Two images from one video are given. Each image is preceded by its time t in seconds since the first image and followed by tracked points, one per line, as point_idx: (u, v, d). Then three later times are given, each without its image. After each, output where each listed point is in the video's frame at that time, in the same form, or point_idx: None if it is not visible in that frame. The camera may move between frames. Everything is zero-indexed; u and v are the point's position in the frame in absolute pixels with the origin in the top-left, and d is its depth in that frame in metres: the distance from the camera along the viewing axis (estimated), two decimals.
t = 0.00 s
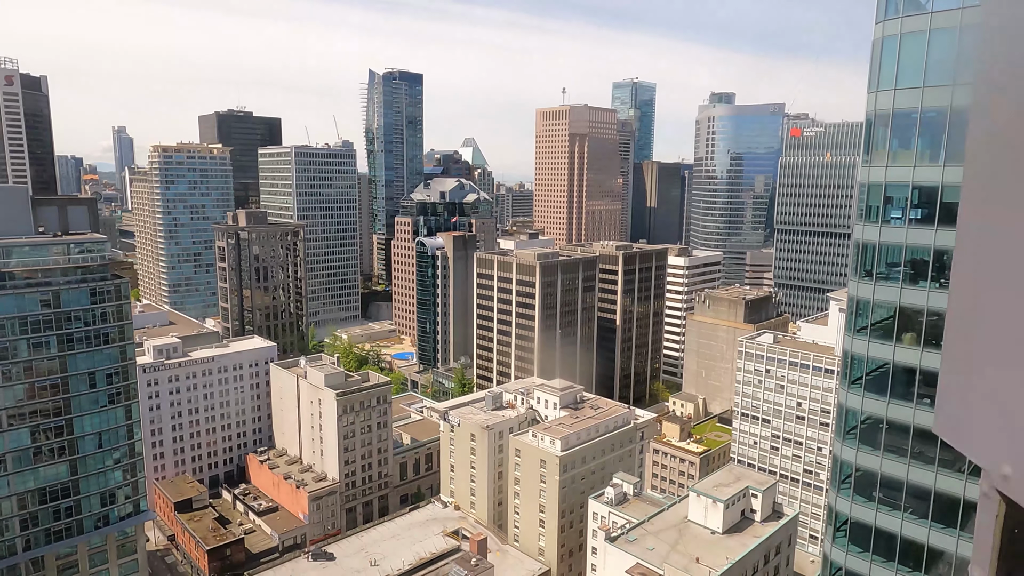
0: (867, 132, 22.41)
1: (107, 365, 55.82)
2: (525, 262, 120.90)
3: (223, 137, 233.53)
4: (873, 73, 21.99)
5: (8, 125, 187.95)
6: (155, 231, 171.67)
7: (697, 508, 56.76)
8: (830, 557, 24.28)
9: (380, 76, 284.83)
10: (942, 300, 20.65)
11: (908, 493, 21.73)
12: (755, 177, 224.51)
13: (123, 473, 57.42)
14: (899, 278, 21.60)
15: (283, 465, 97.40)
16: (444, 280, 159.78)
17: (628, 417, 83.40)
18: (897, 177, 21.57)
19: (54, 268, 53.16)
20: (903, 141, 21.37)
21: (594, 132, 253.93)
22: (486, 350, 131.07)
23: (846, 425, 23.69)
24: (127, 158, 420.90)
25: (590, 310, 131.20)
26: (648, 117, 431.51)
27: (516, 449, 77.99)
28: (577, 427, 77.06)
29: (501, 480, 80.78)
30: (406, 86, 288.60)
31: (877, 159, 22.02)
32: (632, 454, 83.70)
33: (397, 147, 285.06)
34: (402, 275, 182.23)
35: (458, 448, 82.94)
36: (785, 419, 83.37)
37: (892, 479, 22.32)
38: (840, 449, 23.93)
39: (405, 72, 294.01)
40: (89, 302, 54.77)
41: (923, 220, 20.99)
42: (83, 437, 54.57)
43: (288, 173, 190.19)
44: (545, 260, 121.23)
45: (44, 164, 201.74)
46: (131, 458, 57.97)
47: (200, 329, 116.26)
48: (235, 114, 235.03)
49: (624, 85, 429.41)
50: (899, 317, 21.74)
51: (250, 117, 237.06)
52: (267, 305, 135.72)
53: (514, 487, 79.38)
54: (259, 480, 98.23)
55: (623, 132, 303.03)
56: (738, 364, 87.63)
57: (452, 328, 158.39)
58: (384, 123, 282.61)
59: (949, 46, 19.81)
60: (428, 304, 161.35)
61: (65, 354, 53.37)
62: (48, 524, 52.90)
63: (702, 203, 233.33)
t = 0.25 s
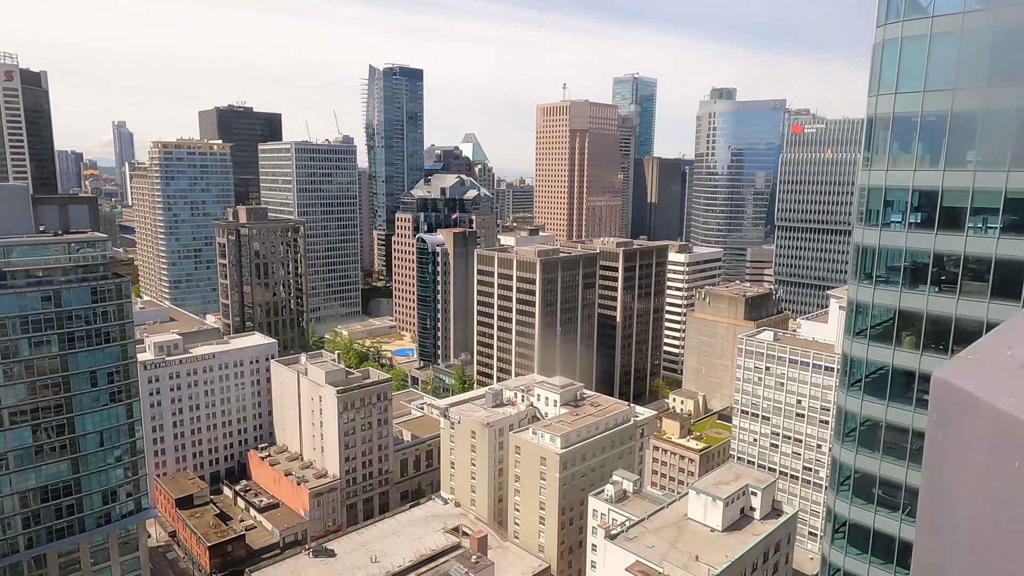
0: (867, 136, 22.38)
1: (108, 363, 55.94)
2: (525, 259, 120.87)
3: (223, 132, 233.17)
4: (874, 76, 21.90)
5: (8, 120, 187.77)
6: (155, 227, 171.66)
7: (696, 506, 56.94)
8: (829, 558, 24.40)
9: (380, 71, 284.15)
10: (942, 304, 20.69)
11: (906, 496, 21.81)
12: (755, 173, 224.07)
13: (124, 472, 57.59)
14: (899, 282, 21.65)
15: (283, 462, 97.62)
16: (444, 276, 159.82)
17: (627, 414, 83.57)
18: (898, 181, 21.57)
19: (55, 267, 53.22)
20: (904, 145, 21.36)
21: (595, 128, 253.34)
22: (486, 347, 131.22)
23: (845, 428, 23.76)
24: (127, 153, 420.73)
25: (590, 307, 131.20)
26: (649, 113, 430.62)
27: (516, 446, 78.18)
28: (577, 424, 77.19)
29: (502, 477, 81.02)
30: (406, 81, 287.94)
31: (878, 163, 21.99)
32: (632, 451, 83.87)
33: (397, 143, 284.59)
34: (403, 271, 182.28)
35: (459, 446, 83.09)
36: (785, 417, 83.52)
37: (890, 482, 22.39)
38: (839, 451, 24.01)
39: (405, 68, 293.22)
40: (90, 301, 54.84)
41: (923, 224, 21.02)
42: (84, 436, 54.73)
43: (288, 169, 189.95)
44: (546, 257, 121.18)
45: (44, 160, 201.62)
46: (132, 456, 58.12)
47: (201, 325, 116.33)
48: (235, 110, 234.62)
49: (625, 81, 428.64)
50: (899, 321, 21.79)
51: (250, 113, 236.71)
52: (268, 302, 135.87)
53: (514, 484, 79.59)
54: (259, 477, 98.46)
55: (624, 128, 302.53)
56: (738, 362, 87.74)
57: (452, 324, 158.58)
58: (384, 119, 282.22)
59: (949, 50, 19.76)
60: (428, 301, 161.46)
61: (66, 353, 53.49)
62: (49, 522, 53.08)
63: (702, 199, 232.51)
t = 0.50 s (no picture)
0: (867, 140, 22.41)
1: (109, 362, 56.07)
2: (526, 256, 120.78)
3: (224, 128, 232.85)
4: (874, 80, 21.92)
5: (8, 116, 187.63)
6: (156, 223, 171.61)
7: (696, 504, 57.12)
8: (828, 561, 24.50)
9: (381, 67, 283.45)
10: (941, 308, 20.77)
11: (905, 499, 21.91)
12: (757, 169, 223.76)
13: (126, 470, 57.78)
14: (899, 286, 21.70)
15: (284, 458, 97.82)
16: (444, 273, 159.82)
17: (628, 412, 83.69)
18: (898, 185, 21.61)
19: (56, 266, 53.26)
20: (904, 150, 21.41)
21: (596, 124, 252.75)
22: (487, 343, 131.32)
23: (845, 431, 23.85)
24: (127, 148, 420.20)
25: (591, 304, 131.18)
26: (650, 108, 429.49)
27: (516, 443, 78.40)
28: (577, 422, 77.33)
29: (502, 474, 81.24)
30: (407, 77, 287.15)
31: (878, 167, 22.01)
32: (632, 449, 84.05)
33: (397, 139, 284.09)
34: (403, 268, 182.31)
35: (459, 443, 83.20)
36: (785, 414, 83.64)
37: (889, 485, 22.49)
38: (838, 454, 24.10)
39: (405, 64, 292.47)
40: (92, 300, 54.93)
41: (923, 229, 21.09)
42: (86, 434, 54.90)
43: (288, 165, 189.69)
44: (547, 254, 121.04)
45: (45, 156, 201.51)
46: (133, 454, 58.32)
47: (202, 322, 116.37)
48: (235, 105, 234.23)
49: (626, 76, 427.89)
50: (898, 324, 21.88)
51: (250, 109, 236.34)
52: (269, 298, 135.97)
53: (514, 481, 79.78)
54: (260, 474, 98.70)
55: (624, 124, 301.90)
56: (738, 359, 87.83)
57: (452, 321, 158.67)
58: (384, 114, 281.65)
59: (950, 56, 19.88)
60: (428, 298, 161.54)
61: (67, 352, 53.62)
62: (52, 520, 53.31)
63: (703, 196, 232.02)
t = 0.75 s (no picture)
0: (867, 144, 22.42)
1: (110, 361, 56.18)
2: (526, 253, 120.72)
3: (224, 125, 232.58)
4: (875, 84, 21.91)
5: (8, 112, 187.48)
6: (156, 219, 171.66)
7: (695, 502, 57.28)
8: (827, 563, 24.61)
9: (381, 63, 282.78)
10: (941, 312, 20.83)
11: (903, 502, 22.01)
12: (758, 165, 223.67)
13: (127, 468, 57.96)
14: (898, 291, 21.77)
15: (285, 455, 98.00)
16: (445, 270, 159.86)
17: (628, 410, 83.80)
18: (898, 190, 21.63)
19: (57, 266, 53.29)
20: (904, 155, 21.45)
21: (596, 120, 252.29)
22: (487, 340, 131.45)
23: (844, 434, 23.89)
24: (127, 144, 420.04)
25: (591, 301, 131.19)
26: (651, 104, 428.52)
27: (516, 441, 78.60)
28: (577, 420, 77.41)
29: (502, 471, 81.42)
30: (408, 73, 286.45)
31: (878, 171, 22.00)
32: (632, 446, 84.21)
33: (398, 135, 283.59)
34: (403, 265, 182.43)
35: (460, 441, 83.29)
36: (784, 412, 83.77)
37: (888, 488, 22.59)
38: (837, 457, 24.16)
39: (406, 59, 291.68)
40: (93, 300, 55.01)
41: (922, 234, 21.12)
42: (87, 433, 55.05)
43: (288, 161, 189.46)
44: (547, 251, 120.94)
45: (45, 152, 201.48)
46: (135, 453, 58.47)
47: (202, 319, 116.32)
48: (236, 101, 233.83)
49: (627, 72, 427.41)
50: (898, 328, 21.93)
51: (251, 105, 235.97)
52: (269, 295, 136.01)
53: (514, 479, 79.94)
54: (261, 471, 98.93)
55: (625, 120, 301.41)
56: (738, 357, 87.91)
57: (453, 318, 158.77)
58: (385, 111, 281.21)
59: (950, 62, 20.01)
60: (429, 295, 161.58)
61: (69, 352, 53.73)
62: (54, 518, 53.52)
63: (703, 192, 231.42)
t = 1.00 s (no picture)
0: (867, 149, 22.43)
1: (112, 361, 56.28)
2: (526, 251, 120.68)
3: (224, 121, 232.28)
4: (875, 88, 21.91)
5: (8, 108, 187.28)
6: (157, 216, 171.70)
7: (695, 501, 57.45)
8: (825, 565, 24.70)
9: (382, 59, 282.07)
10: (940, 317, 20.88)
11: (902, 505, 22.10)
12: (759, 162, 223.38)
13: (128, 467, 58.13)
14: (898, 296, 21.82)
15: (286, 452, 98.20)
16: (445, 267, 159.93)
17: (628, 408, 83.94)
18: (898, 194, 21.64)
19: (58, 265, 53.30)
20: (904, 159, 21.47)
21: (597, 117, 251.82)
22: (487, 338, 131.57)
23: (842, 438, 23.95)
24: (127, 141, 419.71)
25: (591, 299, 131.24)
26: (651, 100, 427.34)
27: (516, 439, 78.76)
28: (577, 418, 77.52)
29: (503, 469, 81.64)
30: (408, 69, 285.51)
31: (878, 176, 22.01)
32: (632, 444, 84.36)
33: (398, 131, 283.12)
34: (403, 262, 182.67)
35: (460, 439, 83.45)
36: (784, 410, 83.90)
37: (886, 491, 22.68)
38: (835, 460, 24.22)
39: (406, 56, 290.83)
40: (93, 299, 55.09)
41: (922, 238, 21.14)
42: (89, 432, 55.20)
43: (289, 158, 189.24)
44: (548, 249, 120.87)
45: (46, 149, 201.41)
46: (136, 452, 58.64)
47: (203, 315, 116.24)
48: (236, 98, 233.45)
49: (627, 68, 426.82)
50: (898, 332, 21.97)
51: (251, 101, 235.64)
52: (270, 292, 136.11)
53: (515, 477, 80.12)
54: (262, 468, 99.18)
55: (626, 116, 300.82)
56: (738, 355, 87.95)
57: (453, 315, 158.82)
58: (385, 107, 280.73)
59: (950, 67, 20.04)
60: (429, 292, 161.67)
61: (70, 351, 53.86)
62: (56, 517, 53.76)
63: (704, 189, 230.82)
